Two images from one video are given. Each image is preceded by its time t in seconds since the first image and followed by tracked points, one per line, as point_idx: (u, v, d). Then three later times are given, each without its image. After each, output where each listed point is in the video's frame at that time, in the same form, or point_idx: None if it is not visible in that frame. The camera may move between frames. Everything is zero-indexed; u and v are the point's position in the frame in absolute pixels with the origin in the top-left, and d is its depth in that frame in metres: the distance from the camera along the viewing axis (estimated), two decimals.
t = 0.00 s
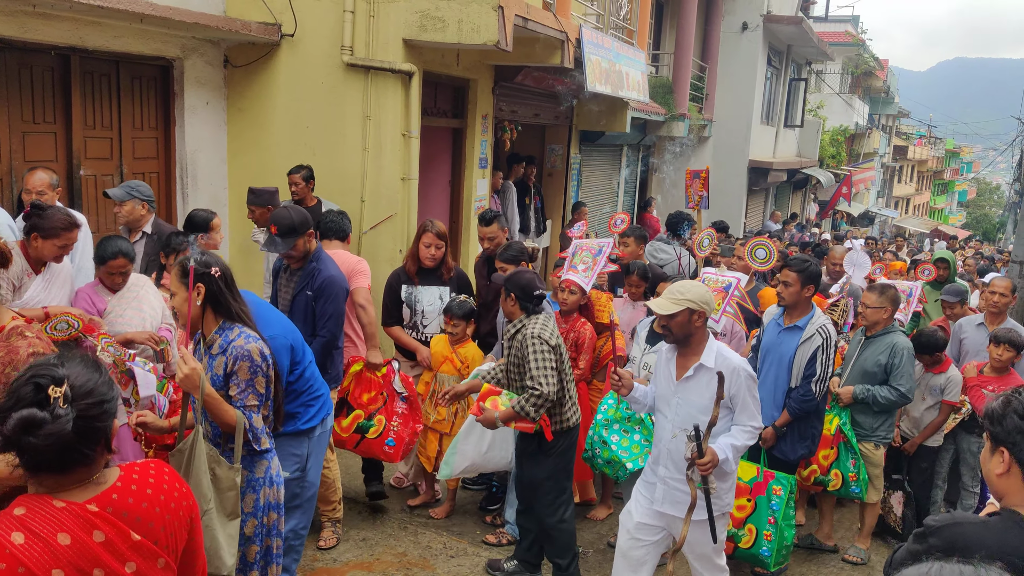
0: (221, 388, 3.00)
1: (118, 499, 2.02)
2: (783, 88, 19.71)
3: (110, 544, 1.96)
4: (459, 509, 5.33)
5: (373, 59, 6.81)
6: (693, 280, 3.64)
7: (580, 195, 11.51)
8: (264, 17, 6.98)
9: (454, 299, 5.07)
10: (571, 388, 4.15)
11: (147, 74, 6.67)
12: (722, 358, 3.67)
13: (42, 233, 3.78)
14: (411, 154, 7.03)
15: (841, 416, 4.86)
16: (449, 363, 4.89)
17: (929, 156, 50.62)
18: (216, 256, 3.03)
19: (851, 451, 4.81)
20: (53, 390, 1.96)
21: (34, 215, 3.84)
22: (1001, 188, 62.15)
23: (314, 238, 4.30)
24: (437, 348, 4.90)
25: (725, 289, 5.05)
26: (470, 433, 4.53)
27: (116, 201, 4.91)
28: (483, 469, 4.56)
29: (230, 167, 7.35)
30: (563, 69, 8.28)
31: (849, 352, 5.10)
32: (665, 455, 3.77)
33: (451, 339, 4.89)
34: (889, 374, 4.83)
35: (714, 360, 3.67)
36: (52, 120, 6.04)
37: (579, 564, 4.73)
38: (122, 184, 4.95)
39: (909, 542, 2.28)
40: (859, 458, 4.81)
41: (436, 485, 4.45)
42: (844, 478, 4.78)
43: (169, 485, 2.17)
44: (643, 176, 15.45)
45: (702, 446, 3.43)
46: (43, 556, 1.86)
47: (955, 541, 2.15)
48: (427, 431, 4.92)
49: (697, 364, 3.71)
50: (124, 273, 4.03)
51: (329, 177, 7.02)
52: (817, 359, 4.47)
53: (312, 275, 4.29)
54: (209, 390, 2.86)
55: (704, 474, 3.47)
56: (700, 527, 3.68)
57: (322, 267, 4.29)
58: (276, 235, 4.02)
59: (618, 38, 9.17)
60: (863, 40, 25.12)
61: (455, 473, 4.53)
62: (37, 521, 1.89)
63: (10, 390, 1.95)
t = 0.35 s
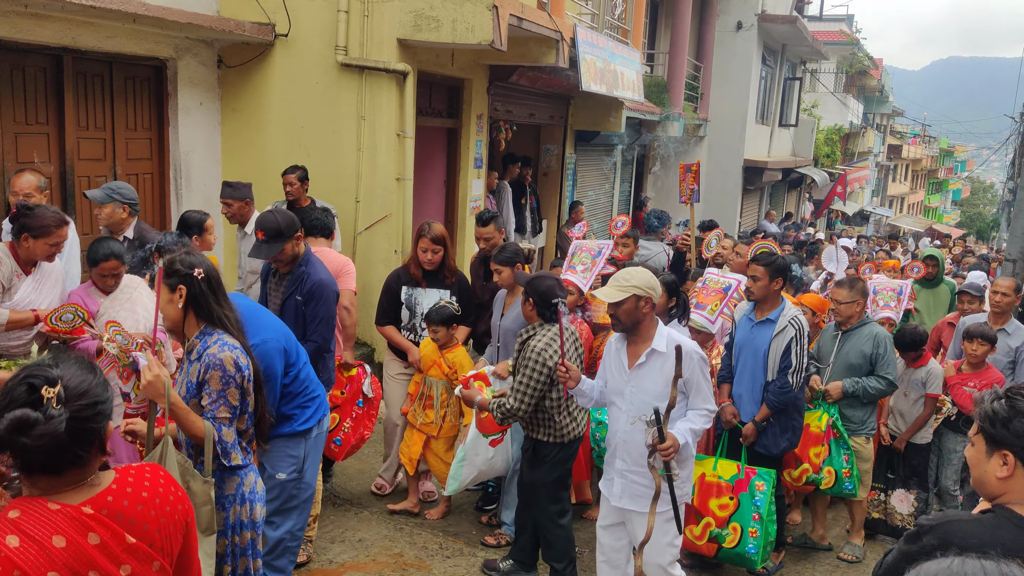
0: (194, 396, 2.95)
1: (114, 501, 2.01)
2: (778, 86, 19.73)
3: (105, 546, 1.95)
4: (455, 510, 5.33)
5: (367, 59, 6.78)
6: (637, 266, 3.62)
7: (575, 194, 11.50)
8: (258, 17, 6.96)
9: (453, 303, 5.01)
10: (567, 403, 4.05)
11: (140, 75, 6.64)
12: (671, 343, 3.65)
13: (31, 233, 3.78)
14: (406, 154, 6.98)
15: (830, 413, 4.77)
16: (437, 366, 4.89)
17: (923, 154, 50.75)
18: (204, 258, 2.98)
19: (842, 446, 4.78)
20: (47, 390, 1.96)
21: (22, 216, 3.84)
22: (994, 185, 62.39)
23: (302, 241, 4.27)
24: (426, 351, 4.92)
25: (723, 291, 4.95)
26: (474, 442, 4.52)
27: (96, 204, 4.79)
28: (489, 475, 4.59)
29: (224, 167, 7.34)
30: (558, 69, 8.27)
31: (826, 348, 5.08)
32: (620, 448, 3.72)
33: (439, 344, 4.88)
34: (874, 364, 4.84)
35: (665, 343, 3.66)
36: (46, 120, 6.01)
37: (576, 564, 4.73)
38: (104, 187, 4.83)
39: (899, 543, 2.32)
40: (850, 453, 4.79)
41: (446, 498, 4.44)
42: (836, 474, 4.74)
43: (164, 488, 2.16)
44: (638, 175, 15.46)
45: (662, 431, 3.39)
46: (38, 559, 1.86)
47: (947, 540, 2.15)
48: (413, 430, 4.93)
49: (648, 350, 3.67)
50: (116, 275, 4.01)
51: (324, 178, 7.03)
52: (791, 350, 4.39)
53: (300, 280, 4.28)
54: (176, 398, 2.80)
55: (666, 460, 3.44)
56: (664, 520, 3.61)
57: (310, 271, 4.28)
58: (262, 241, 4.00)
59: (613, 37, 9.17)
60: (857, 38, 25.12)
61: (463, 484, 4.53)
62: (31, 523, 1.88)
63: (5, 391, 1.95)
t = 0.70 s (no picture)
0: (175, 404, 2.95)
1: (108, 505, 2.00)
2: (771, 86, 19.76)
3: (100, 550, 1.94)
4: (450, 510, 5.31)
5: (360, 59, 6.77)
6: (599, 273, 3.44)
7: (569, 194, 11.51)
8: (250, 17, 6.95)
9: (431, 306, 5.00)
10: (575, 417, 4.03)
11: (132, 76, 6.62)
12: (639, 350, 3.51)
13: (20, 238, 3.76)
14: (400, 155, 6.98)
15: (823, 412, 4.77)
16: (405, 368, 4.76)
17: (915, 154, 50.92)
18: (191, 261, 2.94)
19: (834, 446, 4.72)
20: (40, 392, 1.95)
21: (14, 220, 3.83)
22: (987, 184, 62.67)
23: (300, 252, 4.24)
24: (392, 354, 4.81)
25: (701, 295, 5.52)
26: (467, 447, 4.54)
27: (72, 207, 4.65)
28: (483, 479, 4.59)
29: (216, 168, 7.31)
30: (551, 69, 8.27)
31: (813, 348, 5.04)
32: (583, 454, 3.59)
33: (403, 345, 4.75)
34: (865, 361, 4.84)
35: (632, 351, 3.51)
36: (37, 121, 5.98)
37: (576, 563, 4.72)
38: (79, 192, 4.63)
39: (895, 546, 2.30)
40: (840, 454, 4.71)
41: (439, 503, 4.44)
42: (825, 474, 4.66)
43: (159, 490, 2.15)
44: (632, 175, 15.47)
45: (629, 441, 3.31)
46: (32, 563, 1.84)
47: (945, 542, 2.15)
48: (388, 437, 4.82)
49: (614, 358, 3.52)
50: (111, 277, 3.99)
51: (316, 179, 7.00)
52: (757, 343, 4.40)
53: (293, 291, 4.28)
54: (153, 407, 2.80)
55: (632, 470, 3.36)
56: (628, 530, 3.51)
57: (304, 283, 4.28)
58: (256, 257, 3.99)
59: (605, 37, 9.17)
60: (849, 38, 25.15)
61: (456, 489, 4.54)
62: (26, 527, 1.87)
63: None
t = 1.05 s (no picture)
0: (171, 400, 2.95)
1: (115, 503, 2.02)
2: (774, 85, 19.69)
3: (108, 548, 1.95)
4: (450, 510, 5.33)
5: (362, 59, 6.80)
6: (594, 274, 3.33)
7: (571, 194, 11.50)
8: (252, 17, 6.98)
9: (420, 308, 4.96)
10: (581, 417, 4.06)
11: (136, 75, 6.66)
12: (619, 364, 3.36)
13: (21, 238, 3.79)
14: (401, 154, 7.05)
15: (822, 419, 4.78)
16: (375, 368, 4.64)
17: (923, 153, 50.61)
18: (189, 258, 2.98)
19: (831, 456, 4.70)
20: (49, 392, 1.97)
21: (17, 220, 3.86)
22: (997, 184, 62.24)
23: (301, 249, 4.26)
24: (364, 354, 4.70)
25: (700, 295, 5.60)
26: (455, 436, 4.53)
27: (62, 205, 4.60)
28: (466, 473, 4.58)
29: (220, 168, 7.36)
30: (553, 68, 8.27)
31: (824, 350, 5.04)
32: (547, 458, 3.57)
33: (375, 344, 4.64)
34: (871, 370, 4.81)
35: (609, 364, 3.36)
36: (42, 121, 6.02)
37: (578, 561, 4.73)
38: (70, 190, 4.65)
39: (899, 550, 2.28)
40: (839, 463, 4.69)
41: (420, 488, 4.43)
42: (823, 483, 4.63)
43: (164, 489, 2.17)
44: (634, 175, 15.45)
45: (571, 463, 3.16)
46: (41, 560, 1.85)
47: (951, 546, 2.13)
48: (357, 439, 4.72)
49: (591, 367, 3.40)
50: (116, 274, 4.02)
51: (319, 179, 7.03)
52: (748, 345, 4.40)
53: (295, 291, 4.31)
54: (151, 403, 2.79)
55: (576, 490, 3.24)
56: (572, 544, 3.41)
57: (307, 282, 4.30)
58: (257, 252, 3.97)
59: (607, 37, 9.16)
60: (853, 37, 24.99)
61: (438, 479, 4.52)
62: (35, 526, 1.89)
63: (6, 393, 1.95)
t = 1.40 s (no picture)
0: (166, 396, 2.96)
1: (117, 502, 2.02)
2: (778, 84, 19.65)
3: (110, 547, 1.96)
4: (453, 508, 5.34)
5: (366, 58, 6.80)
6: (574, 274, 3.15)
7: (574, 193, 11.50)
8: (257, 16, 6.99)
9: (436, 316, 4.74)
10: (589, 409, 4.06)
11: (141, 74, 6.68)
12: (589, 368, 3.13)
13: (25, 236, 3.80)
14: (405, 153, 7.05)
15: (813, 418, 4.78)
16: (359, 364, 4.62)
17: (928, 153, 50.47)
18: (179, 258, 2.98)
19: (823, 454, 4.69)
20: (50, 392, 1.97)
21: (20, 218, 3.87)
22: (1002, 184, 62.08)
23: (303, 242, 4.31)
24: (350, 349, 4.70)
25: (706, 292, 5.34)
26: (455, 433, 4.44)
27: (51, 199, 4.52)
28: (471, 472, 4.47)
29: (224, 166, 7.38)
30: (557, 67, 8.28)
31: (819, 350, 5.03)
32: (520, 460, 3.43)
33: (359, 339, 4.64)
34: (863, 371, 4.74)
35: (580, 367, 3.15)
36: (47, 120, 6.03)
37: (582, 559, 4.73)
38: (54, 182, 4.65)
39: (902, 551, 2.28)
40: (830, 462, 4.67)
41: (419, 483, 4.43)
42: (814, 482, 4.63)
43: (165, 487, 2.18)
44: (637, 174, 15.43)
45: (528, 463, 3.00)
46: (44, 560, 1.86)
47: (955, 547, 2.13)
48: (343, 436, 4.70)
49: (563, 369, 3.20)
50: (121, 273, 4.03)
51: (323, 177, 7.04)
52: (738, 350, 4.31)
53: (297, 282, 4.32)
54: (145, 398, 2.81)
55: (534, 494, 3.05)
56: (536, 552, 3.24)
57: (308, 274, 4.31)
58: (262, 225, 4.06)
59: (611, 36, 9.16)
60: (858, 37, 24.90)
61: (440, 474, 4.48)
62: (38, 526, 1.89)
63: (7, 394, 1.96)
